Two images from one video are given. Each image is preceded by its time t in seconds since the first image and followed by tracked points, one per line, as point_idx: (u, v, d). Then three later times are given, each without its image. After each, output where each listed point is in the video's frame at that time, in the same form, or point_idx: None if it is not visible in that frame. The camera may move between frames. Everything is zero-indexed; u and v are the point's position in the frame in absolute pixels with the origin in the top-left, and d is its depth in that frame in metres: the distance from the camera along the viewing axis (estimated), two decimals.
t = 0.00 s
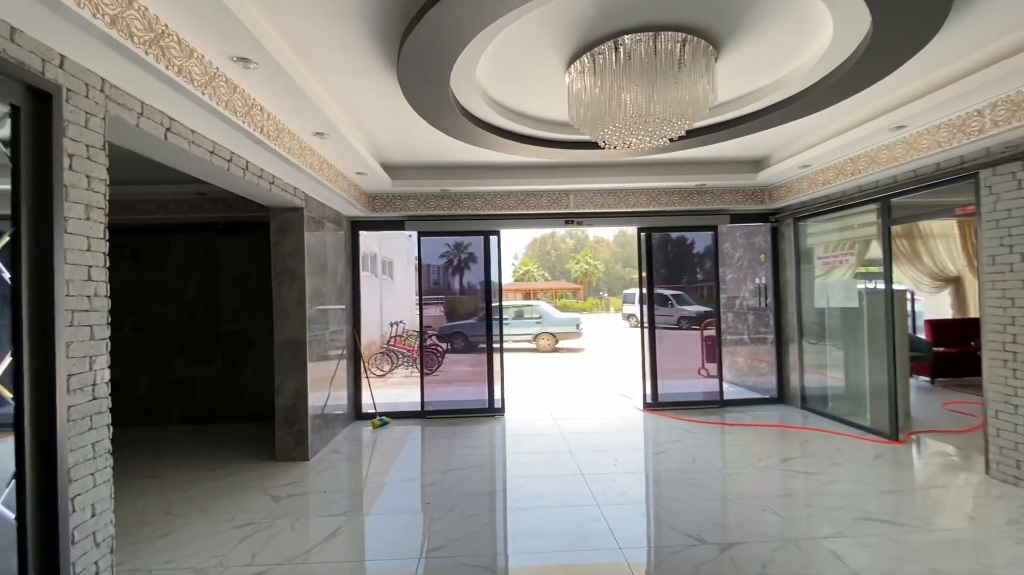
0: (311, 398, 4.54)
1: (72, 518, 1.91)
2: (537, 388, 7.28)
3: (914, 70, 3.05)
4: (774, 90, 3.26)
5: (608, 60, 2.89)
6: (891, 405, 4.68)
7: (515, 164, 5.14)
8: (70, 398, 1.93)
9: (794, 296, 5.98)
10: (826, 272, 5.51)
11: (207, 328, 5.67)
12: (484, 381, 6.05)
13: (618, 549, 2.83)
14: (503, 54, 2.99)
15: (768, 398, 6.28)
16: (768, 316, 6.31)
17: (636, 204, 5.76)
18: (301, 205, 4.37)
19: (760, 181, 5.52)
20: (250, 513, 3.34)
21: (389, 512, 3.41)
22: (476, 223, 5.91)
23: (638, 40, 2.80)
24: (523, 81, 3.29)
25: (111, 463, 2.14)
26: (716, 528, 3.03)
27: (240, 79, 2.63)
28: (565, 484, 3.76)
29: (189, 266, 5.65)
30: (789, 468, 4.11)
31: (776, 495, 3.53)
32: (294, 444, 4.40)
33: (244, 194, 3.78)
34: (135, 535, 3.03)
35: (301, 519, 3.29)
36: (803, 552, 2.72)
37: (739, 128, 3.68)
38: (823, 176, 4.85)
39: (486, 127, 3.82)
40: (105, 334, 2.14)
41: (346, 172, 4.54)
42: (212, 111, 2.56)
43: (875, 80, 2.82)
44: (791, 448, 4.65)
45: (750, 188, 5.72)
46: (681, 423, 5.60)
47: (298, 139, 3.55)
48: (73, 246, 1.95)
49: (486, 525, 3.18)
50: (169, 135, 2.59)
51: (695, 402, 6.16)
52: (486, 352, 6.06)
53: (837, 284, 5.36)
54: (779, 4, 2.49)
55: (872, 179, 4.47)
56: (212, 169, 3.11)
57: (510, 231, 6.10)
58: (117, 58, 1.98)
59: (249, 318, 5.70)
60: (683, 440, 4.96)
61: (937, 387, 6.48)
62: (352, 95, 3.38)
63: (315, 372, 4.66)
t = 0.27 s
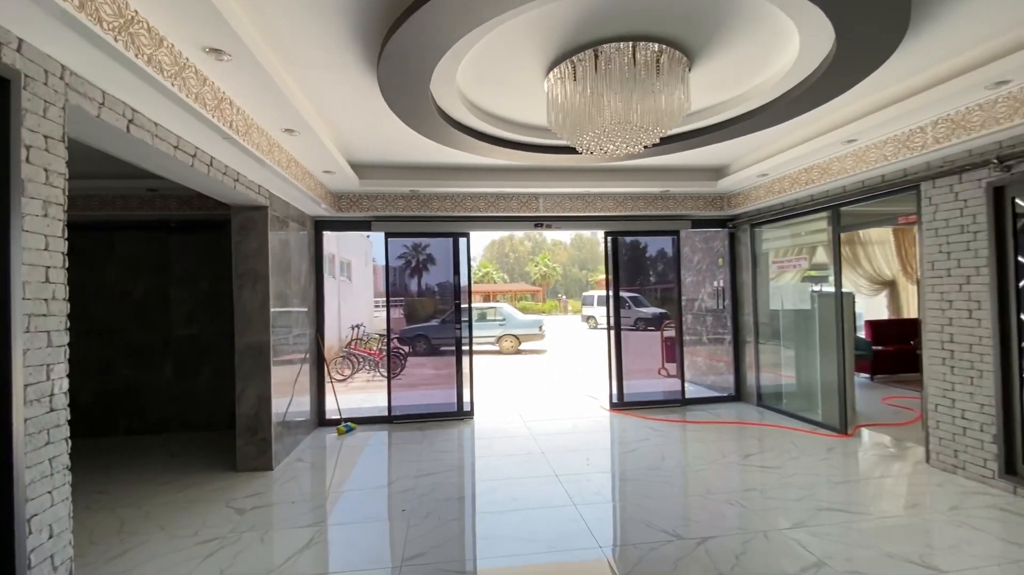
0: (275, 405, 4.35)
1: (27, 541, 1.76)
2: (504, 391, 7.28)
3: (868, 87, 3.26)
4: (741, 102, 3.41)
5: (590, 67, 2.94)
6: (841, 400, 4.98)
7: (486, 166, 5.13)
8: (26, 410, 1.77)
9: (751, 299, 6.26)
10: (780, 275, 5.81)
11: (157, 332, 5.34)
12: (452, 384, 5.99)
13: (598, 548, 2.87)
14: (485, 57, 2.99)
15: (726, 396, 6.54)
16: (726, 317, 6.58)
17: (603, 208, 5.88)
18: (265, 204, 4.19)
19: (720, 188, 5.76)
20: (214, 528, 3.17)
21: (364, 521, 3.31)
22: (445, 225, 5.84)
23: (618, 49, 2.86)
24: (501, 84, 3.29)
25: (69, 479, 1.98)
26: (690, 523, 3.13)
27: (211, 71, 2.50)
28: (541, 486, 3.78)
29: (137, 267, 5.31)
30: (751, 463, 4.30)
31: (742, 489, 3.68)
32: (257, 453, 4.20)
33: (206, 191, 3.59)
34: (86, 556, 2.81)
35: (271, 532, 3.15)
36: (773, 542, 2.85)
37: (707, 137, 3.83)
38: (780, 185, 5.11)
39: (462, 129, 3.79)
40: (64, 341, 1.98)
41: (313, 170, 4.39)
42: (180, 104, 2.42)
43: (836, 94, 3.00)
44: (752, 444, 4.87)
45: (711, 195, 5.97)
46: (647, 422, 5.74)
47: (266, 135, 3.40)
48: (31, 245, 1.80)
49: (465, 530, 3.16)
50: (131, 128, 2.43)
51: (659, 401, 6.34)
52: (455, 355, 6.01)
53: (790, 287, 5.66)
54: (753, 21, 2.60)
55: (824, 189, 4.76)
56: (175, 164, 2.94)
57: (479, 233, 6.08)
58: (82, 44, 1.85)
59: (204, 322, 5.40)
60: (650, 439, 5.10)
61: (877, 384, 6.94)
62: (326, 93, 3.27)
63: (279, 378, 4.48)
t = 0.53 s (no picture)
0: (232, 411, 4.14)
1: None
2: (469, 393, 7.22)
3: (823, 98, 3.46)
4: (708, 108, 3.53)
5: (567, 69, 2.98)
6: (794, 396, 5.24)
7: (454, 166, 5.08)
8: None
9: (709, 300, 6.50)
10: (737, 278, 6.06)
11: (97, 336, 4.96)
12: (418, 386, 5.88)
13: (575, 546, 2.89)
14: (461, 55, 2.96)
15: (686, 394, 6.75)
16: (685, 317, 6.80)
17: (569, 210, 5.94)
18: (223, 199, 3.98)
19: (681, 193, 5.95)
20: (169, 543, 2.97)
21: (333, 529, 3.20)
22: (411, 225, 5.74)
23: (595, 52, 2.90)
24: (476, 82, 3.27)
25: (11, 497, 1.80)
26: (661, 517, 3.20)
27: (172, 57, 2.35)
28: (514, 487, 3.77)
29: (74, 266, 4.91)
30: (714, 457, 4.46)
31: (707, 482, 3.81)
32: (213, 463, 3.98)
33: (158, 184, 3.37)
34: None
35: (233, 545, 2.99)
36: (741, 532, 2.96)
37: (674, 141, 3.94)
38: (738, 190, 5.34)
39: (435, 127, 3.74)
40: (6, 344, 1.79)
41: (274, 165, 4.21)
42: (138, 90, 2.26)
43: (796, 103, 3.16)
44: (713, 439, 5.04)
45: (672, 199, 6.17)
46: (612, 421, 5.84)
47: (228, 127, 3.23)
48: None
49: (439, 533, 3.11)
50: (80, 113, 2.25)
51: (623, 400, 6.48)
52: (421, 357, 5.91)
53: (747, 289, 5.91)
54: (725, 30, 2.71)
55: (778, 195, 5.01)
56: (128, 154, 2.74)
57: (445, 233, 6.01)
58: (32, 20, 1.69)
59: (151, 325, 5.07)
60: (617, 437, 5.19)
61: (822, 379, 7.36)
62: (294, 85, 3.15)
63: (236, 383, 4.26)
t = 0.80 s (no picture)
0: (181, 420, 3.88)
1: None
2: (432, 397, 7.09)
3: (781, 109, 3.63)
4: (675, 114, 3.63)
5: (541, 70, 2.98)
6: (749, 394, 5.46)
7: (420, 165, 4.99)
8: None
9: (669, 302, 6.68)
10: (697, 283, 6.23)
11: (24, 341, 4.53)
12: (380, 391, 5.72)
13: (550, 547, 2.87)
14: (435, 52, 2.91)
15: (647, 394, 6.89)
16: (645, 319, 6.94)
17: (534, 212, 5.97)
18: (173, 194, 3.74)
19: (643, 197, 6.10)
20: (112, 566, 2.73)
21: (296, 542, 3.04)
22: (373, 225, 5.59)
23: (570, 54, 2.92)
24: (449, 80, 3.22)
25: None
26: (632, 515, 3.24)
27: (125, 38, 2.17)
28: (483, 491, 3.72)
29: None
30: (677, 454, 4.57)
31: (672, 479, 3.89)
32: (160, 476, 3.71)
33: (102, 175, 3.12)
34: None
35: (186, 564, 2.78)
36: (708, 527, 3.04)
37: (641, 146, 4.03)
38: (697, 196, 5.52)
39: (404, 124, 3.65)
40: None
41: (229, 160, 3.99)
42: (86, 72, 2.08)
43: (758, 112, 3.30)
44: (675, 437, 5.17)
45: (634, 203, 6.31)
46: (576, 422, 5.88)
47: (182, 117, 3.04)
48: None
49: (410, 541, 3.02)
50: (18, 94, 2.05)
51: (587, 401, 6.55)
52: (383, 361, 5.75)
53: (707, 292, 6.08)
54: (696, 38, 2.79)
55: (735, 201, 5.21)
56: (70, 141, 2.52)
57: (409, 234, 5.88)
58: None
59: (87, 329, 4.68)
60: (583, 438, 5.23)
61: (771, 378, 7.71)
62: (256, 75, 2.99)
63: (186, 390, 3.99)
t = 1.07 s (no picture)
0: (115, 436, 3.56)
1: None
2: (388, 405, 6.90)
3: (734, 123, 3.81)
4: (637, 125, 3.73)
5: (510, 76, 2.97)
6: (701, 396, 5.67)
7: (380, 167, 4.86)
8: None
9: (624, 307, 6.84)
10: (652, 288, 6.40)
11: None
12: (334, 400, 5.49)
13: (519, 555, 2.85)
14: (402, 52, 2.84)
15: (604, 398, 7.01)
16: (602, 324, 7.06)
17: (495, 217, 5.95)
18: (110, 190, 3.45)
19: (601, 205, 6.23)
20: None
21: (249, 563, 2.85)
22: (327, 227, 5.38)
23: (541, 61, 2.94)
24: (415, 81, 3.15)
25: None
26: (598, 519, 3.27)
27: (63, 19, 1.98)
28: (447, 500, 3.64)
29: None
30: (636, 457, 4.67)
31: (634, 481, 3.97)
32: (90, 498, 3.39)
33: (28, 168, 2.83)
34: None
35: None
36: (671, 527, 3.11)
37: (603, 155, 4.11)
38: (653, 205, 5.69)
39: (367, 125, 3.55)
40: None
41: (174, 155, 3.73)
42: (16, 54, 1.87)
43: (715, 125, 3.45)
44: (632, 439, 5.28)
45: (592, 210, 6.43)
46: (536, 427, 5.88)
47: (124, 108, 2.81)
48: None
49: (373, 556, 2.90)
50: None
51: (546, 405, 6.58)
52: (338, 369, 5.53)
53: (661, 298, 6.27)
54: (662, 53, 2.88)
55: (689, 210, 5.42)
56: None
57: (366, 237, 5.71)
58: None
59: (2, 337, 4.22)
60: (544, 442, 5.25)
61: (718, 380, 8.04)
62: (210, 67, 2.81)
63: (120, 403, 3.68)
